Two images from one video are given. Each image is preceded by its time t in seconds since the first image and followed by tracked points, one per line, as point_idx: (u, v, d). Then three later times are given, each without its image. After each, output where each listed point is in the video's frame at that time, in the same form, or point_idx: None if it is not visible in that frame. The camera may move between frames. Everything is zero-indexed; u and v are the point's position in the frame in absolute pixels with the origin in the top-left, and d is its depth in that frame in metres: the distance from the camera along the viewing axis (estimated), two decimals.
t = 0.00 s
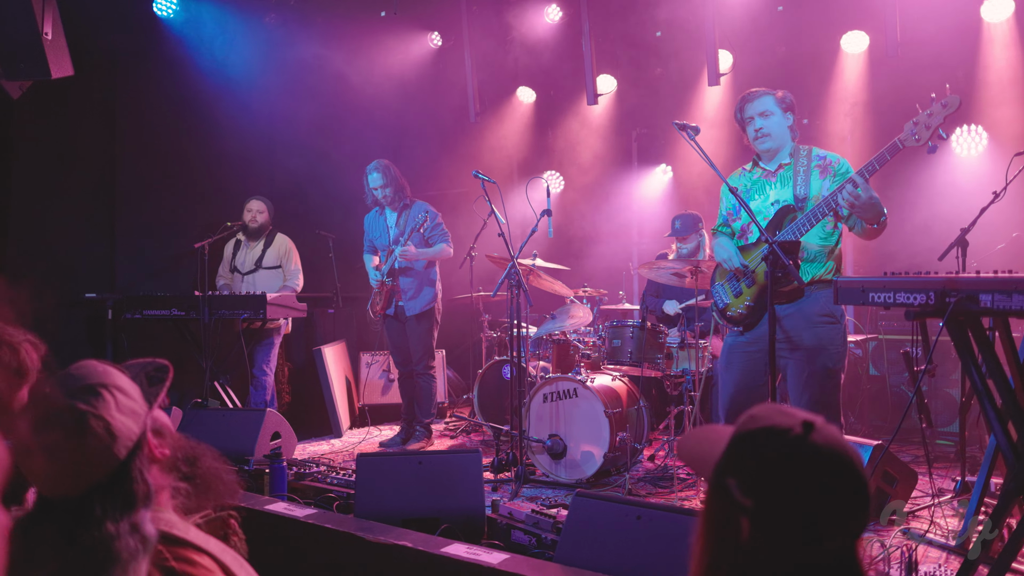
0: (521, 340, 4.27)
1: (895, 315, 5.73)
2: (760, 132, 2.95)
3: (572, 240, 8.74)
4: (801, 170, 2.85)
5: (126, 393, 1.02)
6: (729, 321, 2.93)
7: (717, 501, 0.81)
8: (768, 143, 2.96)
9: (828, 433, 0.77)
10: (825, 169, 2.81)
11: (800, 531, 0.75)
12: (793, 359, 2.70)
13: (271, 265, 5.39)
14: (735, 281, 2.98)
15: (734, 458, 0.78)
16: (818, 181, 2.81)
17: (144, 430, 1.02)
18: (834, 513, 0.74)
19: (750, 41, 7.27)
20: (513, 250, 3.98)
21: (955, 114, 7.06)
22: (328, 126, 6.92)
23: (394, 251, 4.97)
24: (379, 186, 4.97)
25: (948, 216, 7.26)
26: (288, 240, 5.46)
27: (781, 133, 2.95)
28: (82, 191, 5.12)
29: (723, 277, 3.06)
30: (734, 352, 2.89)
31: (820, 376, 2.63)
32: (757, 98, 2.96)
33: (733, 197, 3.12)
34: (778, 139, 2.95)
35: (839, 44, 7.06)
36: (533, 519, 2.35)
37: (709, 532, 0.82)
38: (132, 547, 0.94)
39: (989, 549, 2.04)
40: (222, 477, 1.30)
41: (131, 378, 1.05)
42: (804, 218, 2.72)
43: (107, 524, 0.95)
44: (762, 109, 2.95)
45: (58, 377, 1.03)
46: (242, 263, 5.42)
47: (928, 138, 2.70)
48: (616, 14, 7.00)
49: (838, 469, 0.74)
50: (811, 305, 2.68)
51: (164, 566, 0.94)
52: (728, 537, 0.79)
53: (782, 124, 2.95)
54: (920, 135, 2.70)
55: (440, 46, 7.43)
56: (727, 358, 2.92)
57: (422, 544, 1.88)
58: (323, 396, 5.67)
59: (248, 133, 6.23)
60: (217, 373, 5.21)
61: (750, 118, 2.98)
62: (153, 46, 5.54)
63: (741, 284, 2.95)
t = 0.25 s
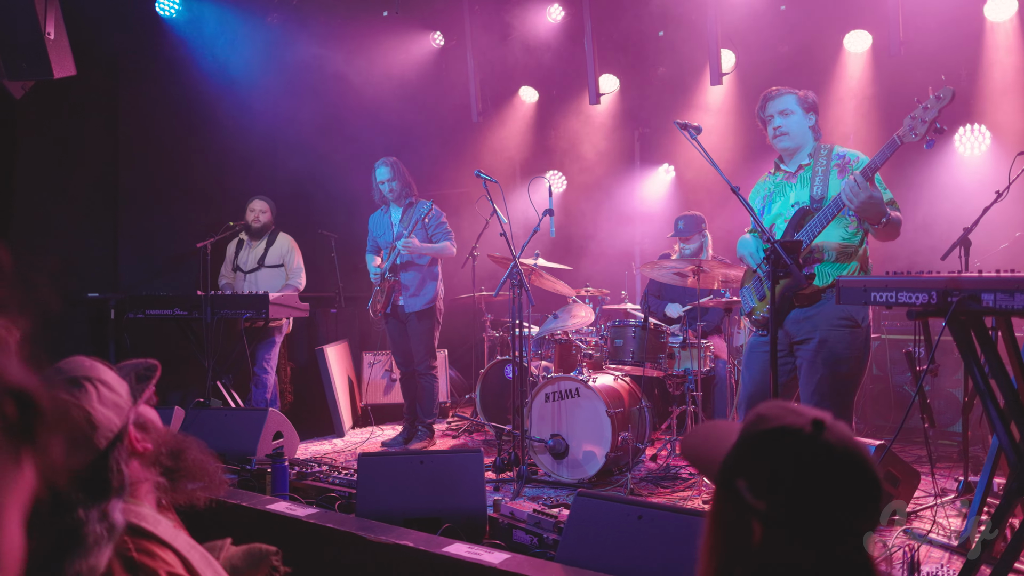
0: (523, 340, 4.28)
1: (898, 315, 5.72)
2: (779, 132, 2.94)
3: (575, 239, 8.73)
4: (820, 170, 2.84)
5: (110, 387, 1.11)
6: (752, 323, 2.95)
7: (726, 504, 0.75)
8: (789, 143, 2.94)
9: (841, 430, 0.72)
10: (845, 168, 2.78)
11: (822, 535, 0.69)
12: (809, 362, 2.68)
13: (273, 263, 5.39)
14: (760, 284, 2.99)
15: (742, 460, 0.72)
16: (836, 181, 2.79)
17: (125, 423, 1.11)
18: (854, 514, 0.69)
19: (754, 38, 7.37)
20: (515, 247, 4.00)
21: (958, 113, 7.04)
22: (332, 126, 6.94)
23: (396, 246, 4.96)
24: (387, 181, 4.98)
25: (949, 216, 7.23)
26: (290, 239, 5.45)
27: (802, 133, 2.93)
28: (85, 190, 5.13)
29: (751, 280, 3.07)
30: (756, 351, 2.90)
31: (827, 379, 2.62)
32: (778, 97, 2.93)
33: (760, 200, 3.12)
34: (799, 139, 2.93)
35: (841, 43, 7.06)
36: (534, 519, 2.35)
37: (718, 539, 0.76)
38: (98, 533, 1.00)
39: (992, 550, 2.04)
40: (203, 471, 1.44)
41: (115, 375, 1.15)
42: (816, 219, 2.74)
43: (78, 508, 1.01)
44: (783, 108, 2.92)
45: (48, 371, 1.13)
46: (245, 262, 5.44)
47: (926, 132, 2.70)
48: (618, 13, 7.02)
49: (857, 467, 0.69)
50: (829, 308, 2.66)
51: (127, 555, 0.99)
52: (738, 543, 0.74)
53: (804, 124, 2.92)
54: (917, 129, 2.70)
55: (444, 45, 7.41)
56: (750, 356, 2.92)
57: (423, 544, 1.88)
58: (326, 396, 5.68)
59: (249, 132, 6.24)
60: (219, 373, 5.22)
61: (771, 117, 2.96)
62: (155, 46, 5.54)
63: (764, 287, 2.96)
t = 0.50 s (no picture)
0: (525, 340, 4.27)
1: (901, 315, 5.72)
2: (790, 131, 2.93)
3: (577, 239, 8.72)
4: (828, 165, 2.81)
5: (120, 376, 1.16)
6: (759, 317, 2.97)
7: (704, 493, 0.83)
8: (801, 143, 2.92)
9: (812, 428, 0.78)
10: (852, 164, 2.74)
11: (780, 527, 0.76)
12: (809, 359, 2.69)
13: (275, 264, 5.39)
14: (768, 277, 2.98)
15: (717, 455, 0.80)
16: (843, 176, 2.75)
17: (134, 412, 1.16)
18: (814, 507, 0.75)
19: (755, 38, 7.34)
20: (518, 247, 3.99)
21: (961, 112, 7.03)
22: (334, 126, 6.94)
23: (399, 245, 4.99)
24: (392, 179, 5.01)
25: (950, 215, 7.21)
26: (291, 239, 5.45)
27: (815, 132, 2.89)
28: (88, 190, 5.14)
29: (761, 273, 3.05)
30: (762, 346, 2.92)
31: (839, 379, 2.62)
32: (788, 96, 2.92)
33: (779, 200, 3.08)
34: (811, 138, 2.90)
35: (843, 43, 7.05)
36: (536, 519, 2.35)
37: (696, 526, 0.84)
38: (96, 512, 1.02)
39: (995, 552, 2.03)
40: (212, 467, 1.43)
41: (126, 366, 1.21)
42: (811, 214, 2.75)
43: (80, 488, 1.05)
44: (794, 108, 2.91)
45: (65, 362, 1.19)
46: (247, 263, 5.45)
47: (907, 123, 2.64)
48: (620, 12, 7.02)
49: (817, 464, 0.75)
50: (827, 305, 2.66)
51: (123, 534, 1.01)
52: (710, 529, 0.82)
53: (817, 121, 2.88)
54: (897, 121, 2.64)
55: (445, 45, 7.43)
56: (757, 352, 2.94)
57: (425, 545, 1.88)
58: (328, 396, 5.68)
59: (251, 132, 6.25)
60: (222, 372, 5.23)
61: (783, 116, 2.95)
62: (156, 45, 5.55)
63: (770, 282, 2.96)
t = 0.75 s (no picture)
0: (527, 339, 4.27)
1: (904, 314, 5.72)
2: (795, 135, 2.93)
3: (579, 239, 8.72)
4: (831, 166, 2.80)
5: (128, 373, 1.15)
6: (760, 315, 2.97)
7: (673, 487, 0.89)
8: (807, 145, 2.92)
9: (775, 428, 0.84)
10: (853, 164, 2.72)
11: (731, 515, 0.82)
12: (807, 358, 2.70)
13: (276, 263, 5.39)
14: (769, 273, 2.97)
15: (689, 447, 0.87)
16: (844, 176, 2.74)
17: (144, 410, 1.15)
18: (763, 497, 0.81)
19: (757, 38, 7.33)
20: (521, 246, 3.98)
21: (963, 112, 7.03)
22: (336, 126, 6.94)
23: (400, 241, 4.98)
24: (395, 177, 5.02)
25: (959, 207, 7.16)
26: (293, 239, 5.44)
27: (819, 133, 2.88)
28: (91, 189, 5.15)
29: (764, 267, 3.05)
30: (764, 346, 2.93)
31: (837, 379, 2.63)
32: (792, 101, 2.92)
33: (789, 200, 3.09)
34: (816, 140, 2.89)
35: (845, 42, 7.05)
36: (538, 519, 2.34)
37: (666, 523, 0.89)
38: (125, 512, 1.04)
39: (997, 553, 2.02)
40: (211, 470, 1.41)
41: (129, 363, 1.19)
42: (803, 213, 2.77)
43: (101, 488, 1.06)
44: (797, 112, 2.91)
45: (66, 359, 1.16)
46: (249, 262, 5.45)
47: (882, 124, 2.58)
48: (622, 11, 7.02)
49: (772, 455, 0.81)
50: (824, 303, 2.67)
51: (154, 534, 1.05)
52: (673, 517, 0.88)
53: (821, 123, 2.87)
54: (873, 122, 2.58)
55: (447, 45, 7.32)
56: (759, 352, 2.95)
57: (428, 545, 1.87)
58: (329, 396, 5.68)
59: (252, 131, 6.25)
60: (223, 371, 5.24)
61: (788, 120, 2.94)
62: (157, 44, 5.55)
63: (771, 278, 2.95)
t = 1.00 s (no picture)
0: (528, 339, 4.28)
1: (905, 314, 5.72)
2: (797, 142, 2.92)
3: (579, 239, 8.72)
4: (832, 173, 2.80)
5: (129, 383, 1.04)
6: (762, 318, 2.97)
7: (664, 488, 0.88)
8: (806, 149, 2.92)
9: (766, 428, 0.84)
10: (852, 173, 2.72)
11: (723, 517, 0.81)
12: (805, 358, 2.69)
13: (277, 263, 5.39)
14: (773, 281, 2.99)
15: (678, 449, 0.86)
16: (843, 183, 2.75)
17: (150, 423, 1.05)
18: (754, 499, 0.81)
19: (758, 38, 7.33)
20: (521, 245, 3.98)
21: (963, 111, 7.03)
22: (337, 125, 6.94)
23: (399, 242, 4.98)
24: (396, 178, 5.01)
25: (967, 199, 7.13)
26: (294, 239, 5.44)
27: (820, 140, 2.86)
28: (91, 188, 5.15)
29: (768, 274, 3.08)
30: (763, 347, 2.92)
31: (831, 383, 2.61)
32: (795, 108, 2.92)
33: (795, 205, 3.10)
34: (818, 146, 2.88)
35: (846, 41, 7.06)
36: (539, 519, 2.34)
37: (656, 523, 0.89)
38: (162, 535, 0.97)
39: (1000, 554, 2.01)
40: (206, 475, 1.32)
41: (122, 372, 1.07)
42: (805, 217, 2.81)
43: (128, 511, 0.97)
44: (798, 118, 2.90)
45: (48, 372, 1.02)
46: (249, 261, 5.44)
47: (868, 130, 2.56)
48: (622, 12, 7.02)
49: (762, 456, 0.80)
50: (825, 307, 2.68)
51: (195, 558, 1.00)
52: (667, 521, 0.87)
53: (820, 129, 2.85)
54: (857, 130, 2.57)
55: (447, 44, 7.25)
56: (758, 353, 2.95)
57: (429, 545, 1.86)
58: (329, 396, 5.68)
59: (253, 130, 6.25)
60: (223, 371, 5.24)
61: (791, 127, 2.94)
62: (157, 43, 5.55)
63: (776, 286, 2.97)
